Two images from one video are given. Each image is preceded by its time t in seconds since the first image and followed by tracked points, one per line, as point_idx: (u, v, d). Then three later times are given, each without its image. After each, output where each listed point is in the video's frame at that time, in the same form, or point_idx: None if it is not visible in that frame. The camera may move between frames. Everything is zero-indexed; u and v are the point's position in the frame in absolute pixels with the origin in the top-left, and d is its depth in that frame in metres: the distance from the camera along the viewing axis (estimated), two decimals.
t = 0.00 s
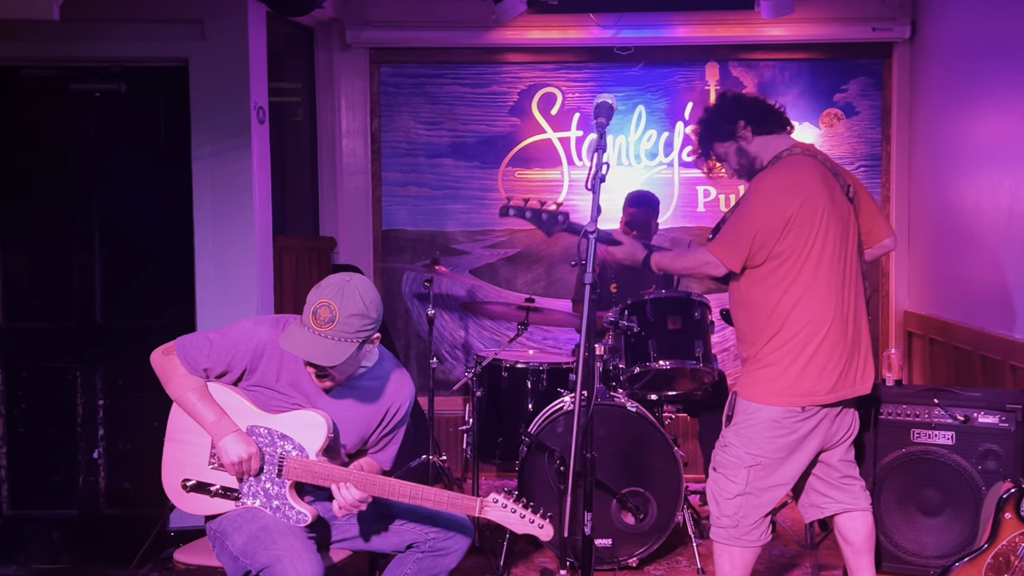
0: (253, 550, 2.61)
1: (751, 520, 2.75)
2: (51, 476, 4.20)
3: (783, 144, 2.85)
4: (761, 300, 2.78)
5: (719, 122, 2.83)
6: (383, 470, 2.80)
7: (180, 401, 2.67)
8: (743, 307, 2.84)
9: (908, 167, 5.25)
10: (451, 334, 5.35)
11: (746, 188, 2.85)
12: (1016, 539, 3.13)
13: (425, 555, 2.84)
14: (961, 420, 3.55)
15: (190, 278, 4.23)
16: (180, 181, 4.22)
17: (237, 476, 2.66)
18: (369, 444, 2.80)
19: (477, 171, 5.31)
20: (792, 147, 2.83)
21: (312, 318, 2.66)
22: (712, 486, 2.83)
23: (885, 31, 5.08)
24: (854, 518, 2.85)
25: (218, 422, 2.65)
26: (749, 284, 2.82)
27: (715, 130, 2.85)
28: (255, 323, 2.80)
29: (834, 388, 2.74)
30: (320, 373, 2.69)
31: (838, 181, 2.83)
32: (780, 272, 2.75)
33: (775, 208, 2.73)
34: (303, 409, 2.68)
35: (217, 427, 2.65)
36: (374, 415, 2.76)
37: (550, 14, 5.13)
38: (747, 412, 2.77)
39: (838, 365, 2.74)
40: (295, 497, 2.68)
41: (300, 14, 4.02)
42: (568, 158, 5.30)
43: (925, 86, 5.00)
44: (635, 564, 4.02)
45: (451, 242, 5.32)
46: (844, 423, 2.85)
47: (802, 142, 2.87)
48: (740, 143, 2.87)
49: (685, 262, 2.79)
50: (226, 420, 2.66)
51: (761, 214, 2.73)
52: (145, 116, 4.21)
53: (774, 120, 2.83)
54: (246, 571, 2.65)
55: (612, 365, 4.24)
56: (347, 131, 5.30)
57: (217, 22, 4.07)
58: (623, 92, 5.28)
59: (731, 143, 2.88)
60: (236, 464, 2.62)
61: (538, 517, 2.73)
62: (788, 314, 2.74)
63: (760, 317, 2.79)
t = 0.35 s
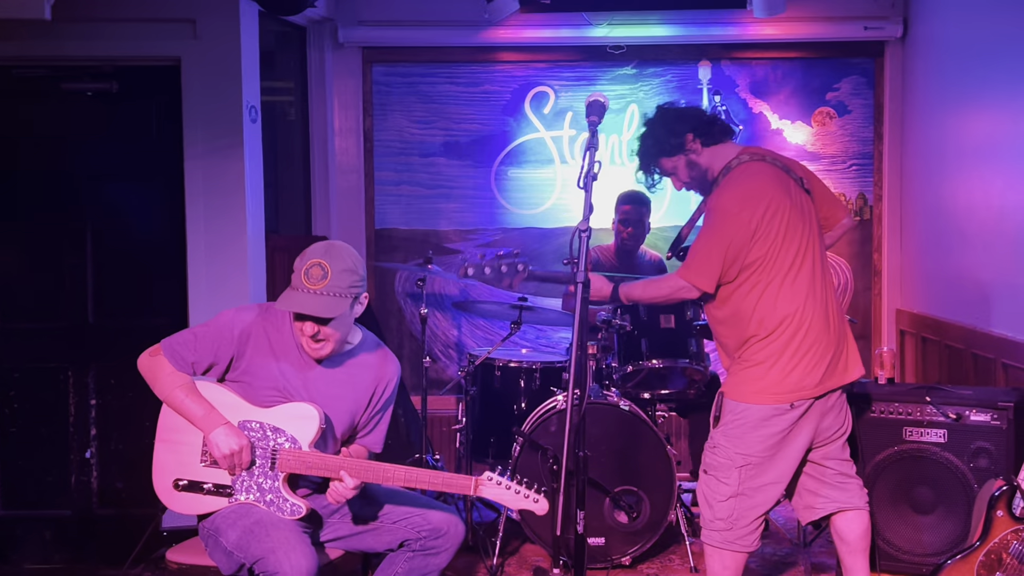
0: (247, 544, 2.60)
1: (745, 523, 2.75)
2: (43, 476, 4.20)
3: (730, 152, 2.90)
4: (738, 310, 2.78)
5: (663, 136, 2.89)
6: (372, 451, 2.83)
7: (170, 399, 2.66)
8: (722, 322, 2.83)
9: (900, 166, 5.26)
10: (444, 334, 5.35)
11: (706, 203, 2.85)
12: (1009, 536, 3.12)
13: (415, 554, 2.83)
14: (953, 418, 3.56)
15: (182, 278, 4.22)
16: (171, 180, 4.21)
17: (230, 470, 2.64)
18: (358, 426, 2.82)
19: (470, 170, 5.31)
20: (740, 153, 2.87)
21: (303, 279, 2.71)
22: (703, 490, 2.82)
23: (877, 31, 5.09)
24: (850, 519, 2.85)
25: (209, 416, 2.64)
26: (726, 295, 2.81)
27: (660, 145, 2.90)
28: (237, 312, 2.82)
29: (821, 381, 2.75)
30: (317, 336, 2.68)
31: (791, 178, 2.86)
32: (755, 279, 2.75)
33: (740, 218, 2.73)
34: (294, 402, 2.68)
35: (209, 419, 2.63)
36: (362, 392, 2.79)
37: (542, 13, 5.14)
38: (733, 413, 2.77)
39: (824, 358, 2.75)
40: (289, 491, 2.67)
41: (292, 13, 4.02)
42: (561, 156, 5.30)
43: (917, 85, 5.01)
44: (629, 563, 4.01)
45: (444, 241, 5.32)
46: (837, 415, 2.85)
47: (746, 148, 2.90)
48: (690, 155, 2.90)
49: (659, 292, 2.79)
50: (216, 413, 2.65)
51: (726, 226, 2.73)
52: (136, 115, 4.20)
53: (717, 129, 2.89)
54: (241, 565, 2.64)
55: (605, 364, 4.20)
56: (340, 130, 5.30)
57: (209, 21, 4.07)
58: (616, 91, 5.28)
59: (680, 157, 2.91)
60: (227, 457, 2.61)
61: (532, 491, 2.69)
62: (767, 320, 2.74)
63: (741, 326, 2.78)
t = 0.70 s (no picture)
0: (239, 537, 2.57)
1: (744, 520, 2.75)
2: (38, 477, 4.19)
3: (704, 164, 2.91)
4: (730, 320, 2.77)
5: (639, 153, 2.91)
6: (363, 445, 2.79)
7: (158, 398, 2.68)
8: (716, 333, 2.82)
9: (895, 166, 5.27)
10: (439, 333, 5.35)
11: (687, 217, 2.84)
12: (1004, 534, 3.10)
13: (406, 552, 2.80)
14: (948, 417, 3.57)
15: (177, 278, 4.22)
16: (166, 180, 4.21)
17: (219, 468, 2.65)
18: (349, 421, 2.81)
19: (465, 169, 5.31)
20: (713, 164, 2.88)
21: (293, 257, 2.77)
22: (701, 488, 2.82)
23: (872, 30, 5.10)
24: (845, 514, 2.88)
25: (195, 414, 2.65)
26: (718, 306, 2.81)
27: (637, 162, 2.91)
28: (223, 306, 2.82)
29: (820, 376, 2.76)
30: (304, 316, 2.71)
31: (766, 179, 2.84)
32: (745, 286, 2.75)
33: (721, 229, 2.72)
34: (285, 397, 2.68)
35: (195, 417, 2.64)
36: (350, 379, 2.79)
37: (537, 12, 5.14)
38: (731, 412, 2.76)
39: (822, 353, 2.76)
40: (282, 486, 2.68)
41: (288, 14, 4.02)
42: (556, 155, 5.31)
43: (912, 84, 5.01)
44: (624, 562, 4.01)
45: (439, 241, 5.32)
46: (832, 410, 2.87)
47: (719, 156, 2.90)
48: (668, 172, 2.92)
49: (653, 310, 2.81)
50: (202, 411, 2.66)
51: (710, 239, 2.72)
52: (131, 114, 4.20)
53: (691, 143, 2.92)
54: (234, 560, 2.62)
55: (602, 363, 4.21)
56: (335, 130, 5.30)
57: (204, 21, 4.07)
58: (610, 90, 5.29)
59: (658, 174, 2.92)
60: (216, 455, 2.62)
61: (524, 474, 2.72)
62: (758, 327, 2.73)
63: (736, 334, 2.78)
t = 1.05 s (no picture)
0: (237, 541, 2.57)
1: (748, 517, 2.75)
2: (34, 477, 4.19)
3: (741, 153, 2.91)
4: (744, 312, 2.79)
5: (677, 134, 2.91)
6: (365, 448, 2.81)
7: (152, 403, 2.66)
8: (729, 324, 2.84)
9: (890, 165, 5.27)
10: (435, 333, 5.35)
11: (713, 206, 2.87)
12: (998, 533, 3.09)
13: (404, 551, 2.81)
14: (943, 416, 3.56)
15: (172, 278, 4.22)
16: (161, 180, 4.20)
17: (214, 473, 2.64)
18: (349, 424, 2.81)
19: (460, 169, 5.31)
20: (749, 154, 2.89)
21: (287, 263, 2.76)
22: (707, 484, 2.82)
23: (867, 29, 5.10)
24: (844, 514, 2.88)
25: (189, 421, 2.63)
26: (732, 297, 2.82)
27: (674, 143, 2.92)
28: (219, 308, 2.83)
29: (829, 380, 2.75)
30: (298, 322, 2.70)
31: (800, 178, 2.84)
32: (761, 280, 2.76)
33: (744, 221, 2.74)
34: (279, 401, 2.66)
35: (188, 426, 2.62)
36: (350, 384, 2.79)
37: (533, 11, 5.14)
38: (741, 411, 2.76)
39: (834, 357, 2.75)
40: (278, 490, 2.67)
41: (282, 13, 4.02)
42: (551, 155, 5.31)
43: (907, 83, 5.01)
44: (620, 562, 4.01)
45: (435, 240, 5.32)
46: (835, 413, 2.88)
47: (758, 148, 2.91)
48: (703, 155, 2.92)
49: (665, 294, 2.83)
50: (195, 418, 2.64)
51: (731, 230, 2.74)
52: (125, 114, 4.19)
53: (732, 130, 2.91)
54: (231, 564, 2.61)
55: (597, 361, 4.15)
56: (330, 129, 5.29)
57: (199, 20, 4.07)
58: (606, 89, 5.29)
59: (693, 156, 2.93)
60: (210, 463, 2.61)
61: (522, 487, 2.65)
62: (772, 322, 2.74)
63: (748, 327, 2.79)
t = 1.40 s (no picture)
0: (237, 547, 2.56)
1: (775, 513, 2.73)
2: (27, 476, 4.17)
3: (809, 141, 2.89)
4: (776, 297, 2.78)
5: (749, 106, 2.85)
6: (367, 450, 2.83)
7: (152, 410, 2.64)
8: (758, 305, 2.84)
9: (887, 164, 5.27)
10: (431, 332, 5.34)
11: (767, 185, 2.86)
12: (994, 532, 3.09)
13: (388, 557, 2.79)
14: (939, 415, 3.56)
15: (167, 277, 4.21)
16: (156, 179, 4.19)
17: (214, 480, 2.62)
18: (350, 427, 2.82)
19: (456, 167, 5.30)
20: (816, 144, 2.87)
21: (289, 274, 2.71)
22: (734, 481, 2.81)
23: (863, 27, 5.10)
24: (851, 516, 2.88)
25: (189, 430, 2.60)
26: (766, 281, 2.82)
27: (743, 114, 2.87)
28: (220, 313, 2.81)
29: (851, 384, 2.73)
30: (300, 334, 2.69)
31: (858, 182, 2.84)
32: (798, 268, 2.75)
33: (794, 206, 2.73)
34: (277, 407, 2.64)
35: (188, 435, 2.60)
36: (353, 389, 2.78)
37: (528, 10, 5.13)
38: (766, 407, 2.75)
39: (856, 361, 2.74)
40: (278, 494, 2.64)
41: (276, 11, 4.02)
42: (547, 153, 5.30)
43: (904, 81, 5.01)
44: (616, 561, 3.98)
45: (431, 239, 5.31)
46: (849, 416, 2.87)
47: (825, 141, 2.89)
48: (769, 132, 2.88)
49: (702, 258, 2.84)
50: (197, 428, 2.61)
51: (780, 211, 2.74)
52: (119, 111, 4.17)
53: (804, 115, 2.87)
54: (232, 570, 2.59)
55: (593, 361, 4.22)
56: (326, 127, 5.28)
57: (194, 17, 4.06)
58: (602, 88, 5.28)
59: (759, 130, 2.89)
60: (211, 471, 2.58)
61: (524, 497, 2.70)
62: (802, 310, 2.73)
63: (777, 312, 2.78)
